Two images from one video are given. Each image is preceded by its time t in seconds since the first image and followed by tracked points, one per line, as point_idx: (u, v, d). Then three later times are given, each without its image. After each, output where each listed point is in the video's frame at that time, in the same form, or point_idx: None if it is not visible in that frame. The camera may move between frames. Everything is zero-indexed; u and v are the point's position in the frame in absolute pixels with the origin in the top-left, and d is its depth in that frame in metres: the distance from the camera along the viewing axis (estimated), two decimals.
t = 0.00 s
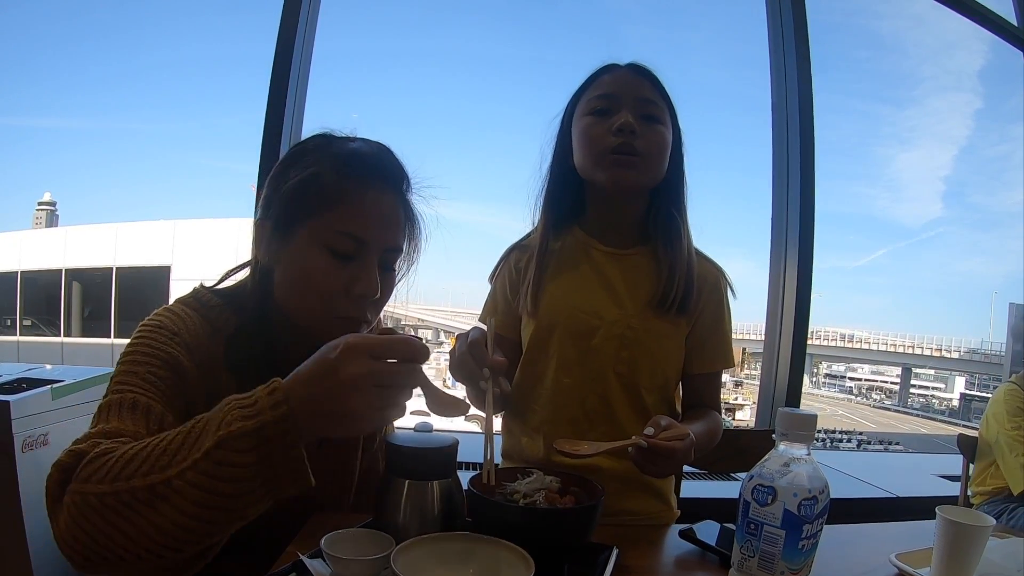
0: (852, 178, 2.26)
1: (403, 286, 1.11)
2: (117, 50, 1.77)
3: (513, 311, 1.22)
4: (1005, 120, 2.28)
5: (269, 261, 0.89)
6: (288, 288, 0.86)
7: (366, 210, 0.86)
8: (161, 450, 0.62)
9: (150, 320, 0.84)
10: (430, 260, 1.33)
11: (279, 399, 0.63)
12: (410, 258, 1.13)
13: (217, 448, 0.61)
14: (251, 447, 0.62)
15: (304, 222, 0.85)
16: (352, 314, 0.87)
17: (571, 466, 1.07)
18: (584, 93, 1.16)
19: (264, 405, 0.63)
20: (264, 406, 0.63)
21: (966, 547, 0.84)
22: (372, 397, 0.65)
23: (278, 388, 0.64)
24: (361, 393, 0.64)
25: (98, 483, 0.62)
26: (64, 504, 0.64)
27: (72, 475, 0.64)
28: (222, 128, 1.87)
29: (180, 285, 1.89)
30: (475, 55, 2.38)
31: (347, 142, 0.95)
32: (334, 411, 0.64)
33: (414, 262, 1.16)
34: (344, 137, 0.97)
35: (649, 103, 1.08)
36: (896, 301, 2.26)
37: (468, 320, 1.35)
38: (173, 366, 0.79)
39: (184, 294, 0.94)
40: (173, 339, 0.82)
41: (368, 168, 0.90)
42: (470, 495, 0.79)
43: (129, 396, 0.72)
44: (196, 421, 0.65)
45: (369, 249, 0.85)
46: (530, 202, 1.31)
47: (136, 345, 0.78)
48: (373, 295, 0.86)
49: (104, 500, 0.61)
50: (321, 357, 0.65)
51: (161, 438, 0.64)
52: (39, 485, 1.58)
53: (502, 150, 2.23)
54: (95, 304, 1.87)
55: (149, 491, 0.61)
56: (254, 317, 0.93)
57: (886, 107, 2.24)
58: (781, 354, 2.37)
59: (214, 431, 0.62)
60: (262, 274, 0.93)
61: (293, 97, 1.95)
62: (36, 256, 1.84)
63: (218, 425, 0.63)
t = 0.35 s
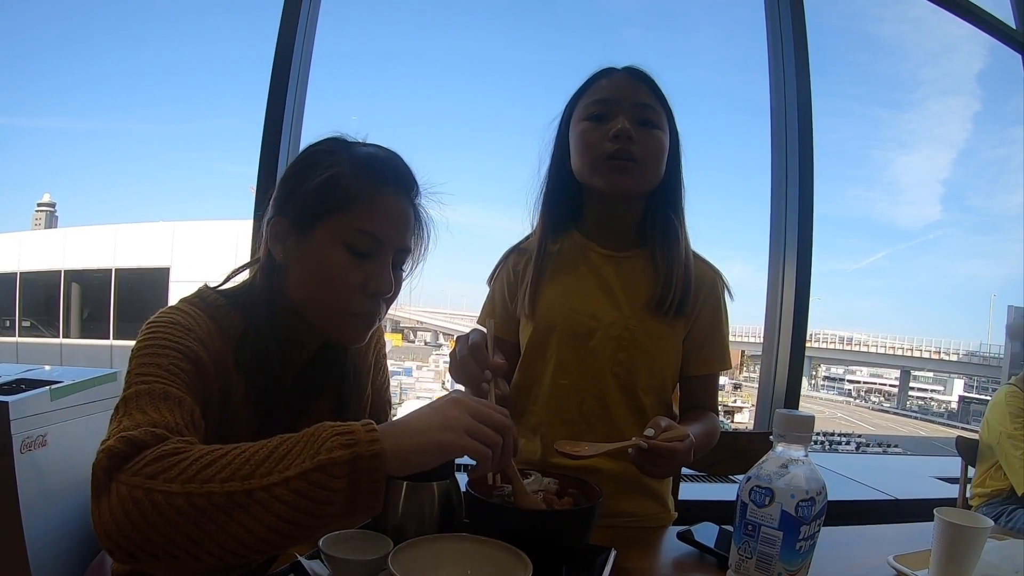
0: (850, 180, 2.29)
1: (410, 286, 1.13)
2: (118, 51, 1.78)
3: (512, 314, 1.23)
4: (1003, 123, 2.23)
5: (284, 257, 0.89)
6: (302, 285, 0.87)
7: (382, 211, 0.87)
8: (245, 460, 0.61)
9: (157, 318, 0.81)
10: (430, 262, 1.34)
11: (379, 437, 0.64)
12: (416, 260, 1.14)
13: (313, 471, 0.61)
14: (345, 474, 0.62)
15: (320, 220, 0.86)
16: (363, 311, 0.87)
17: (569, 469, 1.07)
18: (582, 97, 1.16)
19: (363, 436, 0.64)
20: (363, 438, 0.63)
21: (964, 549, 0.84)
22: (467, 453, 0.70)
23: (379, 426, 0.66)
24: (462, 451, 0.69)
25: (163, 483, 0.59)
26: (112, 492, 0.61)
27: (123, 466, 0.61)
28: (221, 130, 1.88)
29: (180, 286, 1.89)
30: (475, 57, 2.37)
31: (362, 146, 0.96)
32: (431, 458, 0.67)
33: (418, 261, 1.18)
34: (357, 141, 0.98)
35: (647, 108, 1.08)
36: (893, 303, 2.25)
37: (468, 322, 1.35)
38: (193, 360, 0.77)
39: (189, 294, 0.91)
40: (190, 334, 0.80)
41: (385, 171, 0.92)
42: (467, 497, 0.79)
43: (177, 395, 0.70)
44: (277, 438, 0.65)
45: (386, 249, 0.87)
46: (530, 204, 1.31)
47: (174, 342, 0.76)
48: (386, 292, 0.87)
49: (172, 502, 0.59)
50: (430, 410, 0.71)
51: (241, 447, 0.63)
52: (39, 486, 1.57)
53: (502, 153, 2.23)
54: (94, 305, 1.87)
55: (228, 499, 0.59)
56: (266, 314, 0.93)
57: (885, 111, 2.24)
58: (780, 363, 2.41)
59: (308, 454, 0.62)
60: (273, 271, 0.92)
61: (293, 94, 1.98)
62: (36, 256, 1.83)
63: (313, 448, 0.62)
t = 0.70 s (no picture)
0: (849, 180, 2.26)
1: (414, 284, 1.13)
2: (116, 51, 1.77)
3: (514, 312, 1.22)
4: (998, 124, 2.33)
5: (293, 254, 0.89)
6: (310, 282, 0.87)
7: (392, 210, 0.86)
8: (229, 443, 0.60)
9: (158, 315, 0.81)
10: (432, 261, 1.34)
11: (360, 405, 0.63)
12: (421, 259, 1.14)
13: (296, 447, 0.60)
14: (329, 446, 0.61)
15: (329, 219, 0.85)
16: (368, 309, 0.86)
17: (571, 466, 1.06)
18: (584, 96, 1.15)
19: (343, 405, 0.63)
20: (343, 407, 0.62)
21: (968, 546, 0.84)
22: (450, 420, 0.67)
23: (358, 392, 0.64)
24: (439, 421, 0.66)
25: (154, 476, 0.59)
26: (108, 494, 0.60)
27: (118, 465, 0.61)
28: (221, 129, 1.87)
29: (180, 286, 1.89)
30: (474, 57, 2.37)
31: (371, 146, 0.96)
32: (412, 425, 0.65)
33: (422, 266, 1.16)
34: (365, 141, 0.98)
35: (649, 108, 1.07)
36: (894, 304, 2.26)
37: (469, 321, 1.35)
38: (194, 357, 0.77)
39: (190, 293, 0.90)
40: (191, 331, 0.79)
41: (394, 171, 0.91)
42: (470, 495, 0.79)
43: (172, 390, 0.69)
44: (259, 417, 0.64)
45: (395, 248, 0.86)
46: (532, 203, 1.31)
47: (169, 338, 0.76)
48: (394, 292, 0.87)
49: (164, 493, 0.59)
50: (406, 371, 0.68)
51: (226, 430, 0.62)
52: (39, 486, 1.56)
53: (503, 152, 2.23)
54: (93, 305, 1.87)
55: (217, 484, 0.59)
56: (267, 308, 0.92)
57: (887, 111, 2.25)
58: (782, 362, 2.37)
59: (290, 429, 0.61)
60: (280, 266, 0.91)
61: (293, 91, 1.97)
62: (36, 256, 1.82)
63: (293, 423, 0.61)
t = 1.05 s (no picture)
0: (851, 175, 2.27)
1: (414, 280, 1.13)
2: (115, 51, 1.77)
3: (518, 310, 1.22)
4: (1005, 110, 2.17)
5: (290, 250, 0.89)
6: (310, 277, 0.87)
7: (390, 205, 0.87)
8: (232, 450, 0.61)
9: (157, 317, 0.80)
10: (433, 259, 1.34)
11: (363, 412, 0.63)
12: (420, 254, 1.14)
13: (297, 452, 0.60)
14: (331, 452, 0.61)
15: (328, 214, 0.86)
16: (369, 303, 0.86)
17: (575, 464, 1.06)
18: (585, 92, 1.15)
19: (344, 410, 0.62)
20: (344, 413, 0.62)
21: (969, 541, 0.84)
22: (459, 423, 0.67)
23: (362, 400, 0.64)
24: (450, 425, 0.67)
25: (158, 484, 0.59)
26: (114, 502, 0.61)
27: (124, 471, 0.61)
28: (220, 129, 1.87)
29: (181, 286, 1.89)
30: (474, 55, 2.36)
31: (367, 142, 0.96)
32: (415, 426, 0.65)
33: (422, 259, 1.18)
34: (360, 137, 0.98)
35: (651, 102, 1.07)
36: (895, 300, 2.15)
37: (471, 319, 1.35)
38: (193, 358, 0.77)
39: (189, 293, 0.90)
40: (190, 332, 0.79)
41: (390, 167, 0.91)
42: (472, 492, 0.79)
43: (173, 393, 0.69)
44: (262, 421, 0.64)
45: (394, 242, 0.87)
46: (535, 200, 1.31)
47: (169, 341, 0.75)
48: (392, 285, 0.87)
49: (169, 502, 0.59)
50: (413, 378, 0.69)
51: (229, 437, 0.62)
52: (40, 486, 1.56)
53: (503, 150, 2.22)
54: (95, 305, 1.88)
55: (221, 492, 0.59)
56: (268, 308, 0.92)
57: (885, 107, 2.19)
58: (781, 356, 2.43)
59: (292, 435, 0.61)
60: (278, 266, 0.91)
61: (293, 88, 1.95)
62: (38, 256, 1.82)
63: (294, 429, 0.61)
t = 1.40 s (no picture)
0: (853, 172, 2.28)
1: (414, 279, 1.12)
2: (114, 52, 1.77)
3: (520, 309, 1.22)
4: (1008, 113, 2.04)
5: (291, 251, 0.89)
6: (311, 276, 0.87)
7: (390, 203, 0.87)
8: (236, 455, 0.61)
9: (159, 321, 0.80)
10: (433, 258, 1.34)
11: (366, 415, 0.63)
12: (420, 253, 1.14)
13: (302, 458, 0.60)
14: (334, 456, 0.61)
15: (329, 213, 0.86)
16: (370, 301, 0.86)
17: (579, 462, 1.07)
18: (586, 90, 1.15)
19: (347, 415, 0.62)
20: (347, 417, 0.62)
21: (970, 537, 0.84)
22: (465, 428, 0.69)
23: (364, 404, 0.64)
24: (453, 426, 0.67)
25: (164, 491, 0.59)
26: (119, 509, 0.61)
27: (128, 478, 0.61)
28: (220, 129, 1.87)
29: (182, 286, 1.89)
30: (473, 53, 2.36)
31: (367, 141, 0.96)
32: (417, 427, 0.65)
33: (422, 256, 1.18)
34: (360, 137, 0.98)
35: (651, 100, 1.07)
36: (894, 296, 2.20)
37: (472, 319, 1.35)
38: (195, 361, 0.77)
39: (190, 296, 0.90)
40: (192, 335, 0.79)
41: (389, 165, 0.91)
42: (473, 492, 0.79)
43: (175, 398, 0.69)
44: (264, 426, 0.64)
45: (394, 240, 0.87)
46: (537, 198, 1.30)
47: (170, 344, 0.75)
48: (394, 284, 0.87)
49: (174, 508, 0.59)
50: (413, 381, 0.69)
51: (233, 442, 0.62)
52: (42, 488, 1.56)
53: (504, 149, 2.22)
54: (97, 306, 1.88)
55: (225, 498, 0.59)
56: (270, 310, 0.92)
57: (888, 103, 2.22)
58: (783, 353, 2.41)
59: (295, 442, 0.61)
60: (279, 268, 0.91)
61: (293, 82, 1.96)
62: (38, 257, 1.81)
63: (298, 434, 0.62)
